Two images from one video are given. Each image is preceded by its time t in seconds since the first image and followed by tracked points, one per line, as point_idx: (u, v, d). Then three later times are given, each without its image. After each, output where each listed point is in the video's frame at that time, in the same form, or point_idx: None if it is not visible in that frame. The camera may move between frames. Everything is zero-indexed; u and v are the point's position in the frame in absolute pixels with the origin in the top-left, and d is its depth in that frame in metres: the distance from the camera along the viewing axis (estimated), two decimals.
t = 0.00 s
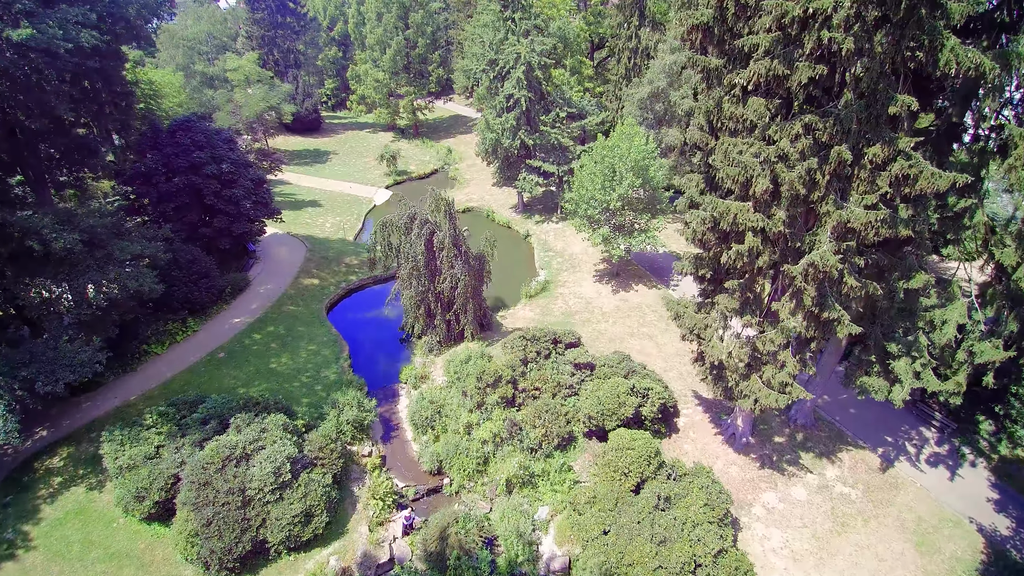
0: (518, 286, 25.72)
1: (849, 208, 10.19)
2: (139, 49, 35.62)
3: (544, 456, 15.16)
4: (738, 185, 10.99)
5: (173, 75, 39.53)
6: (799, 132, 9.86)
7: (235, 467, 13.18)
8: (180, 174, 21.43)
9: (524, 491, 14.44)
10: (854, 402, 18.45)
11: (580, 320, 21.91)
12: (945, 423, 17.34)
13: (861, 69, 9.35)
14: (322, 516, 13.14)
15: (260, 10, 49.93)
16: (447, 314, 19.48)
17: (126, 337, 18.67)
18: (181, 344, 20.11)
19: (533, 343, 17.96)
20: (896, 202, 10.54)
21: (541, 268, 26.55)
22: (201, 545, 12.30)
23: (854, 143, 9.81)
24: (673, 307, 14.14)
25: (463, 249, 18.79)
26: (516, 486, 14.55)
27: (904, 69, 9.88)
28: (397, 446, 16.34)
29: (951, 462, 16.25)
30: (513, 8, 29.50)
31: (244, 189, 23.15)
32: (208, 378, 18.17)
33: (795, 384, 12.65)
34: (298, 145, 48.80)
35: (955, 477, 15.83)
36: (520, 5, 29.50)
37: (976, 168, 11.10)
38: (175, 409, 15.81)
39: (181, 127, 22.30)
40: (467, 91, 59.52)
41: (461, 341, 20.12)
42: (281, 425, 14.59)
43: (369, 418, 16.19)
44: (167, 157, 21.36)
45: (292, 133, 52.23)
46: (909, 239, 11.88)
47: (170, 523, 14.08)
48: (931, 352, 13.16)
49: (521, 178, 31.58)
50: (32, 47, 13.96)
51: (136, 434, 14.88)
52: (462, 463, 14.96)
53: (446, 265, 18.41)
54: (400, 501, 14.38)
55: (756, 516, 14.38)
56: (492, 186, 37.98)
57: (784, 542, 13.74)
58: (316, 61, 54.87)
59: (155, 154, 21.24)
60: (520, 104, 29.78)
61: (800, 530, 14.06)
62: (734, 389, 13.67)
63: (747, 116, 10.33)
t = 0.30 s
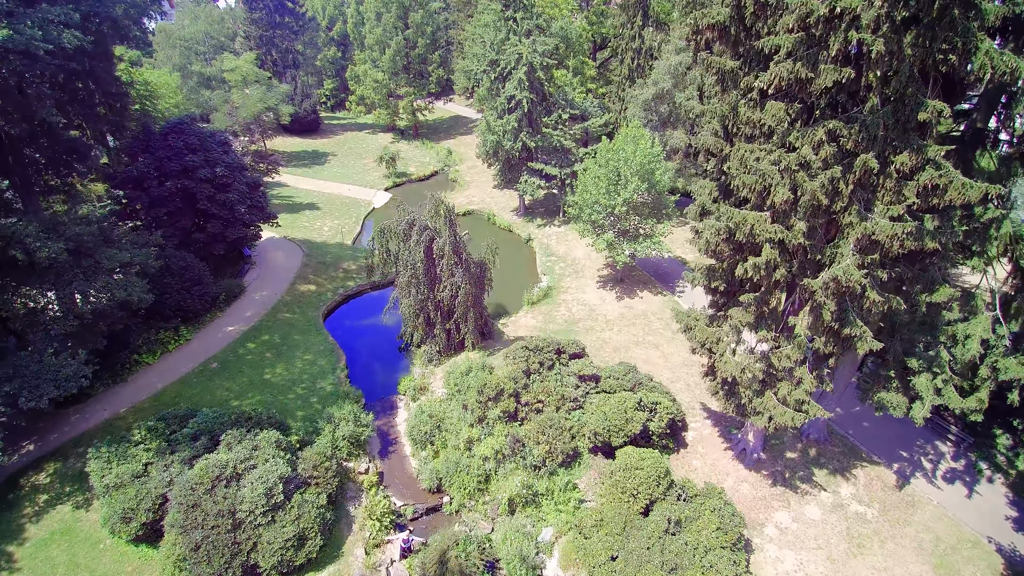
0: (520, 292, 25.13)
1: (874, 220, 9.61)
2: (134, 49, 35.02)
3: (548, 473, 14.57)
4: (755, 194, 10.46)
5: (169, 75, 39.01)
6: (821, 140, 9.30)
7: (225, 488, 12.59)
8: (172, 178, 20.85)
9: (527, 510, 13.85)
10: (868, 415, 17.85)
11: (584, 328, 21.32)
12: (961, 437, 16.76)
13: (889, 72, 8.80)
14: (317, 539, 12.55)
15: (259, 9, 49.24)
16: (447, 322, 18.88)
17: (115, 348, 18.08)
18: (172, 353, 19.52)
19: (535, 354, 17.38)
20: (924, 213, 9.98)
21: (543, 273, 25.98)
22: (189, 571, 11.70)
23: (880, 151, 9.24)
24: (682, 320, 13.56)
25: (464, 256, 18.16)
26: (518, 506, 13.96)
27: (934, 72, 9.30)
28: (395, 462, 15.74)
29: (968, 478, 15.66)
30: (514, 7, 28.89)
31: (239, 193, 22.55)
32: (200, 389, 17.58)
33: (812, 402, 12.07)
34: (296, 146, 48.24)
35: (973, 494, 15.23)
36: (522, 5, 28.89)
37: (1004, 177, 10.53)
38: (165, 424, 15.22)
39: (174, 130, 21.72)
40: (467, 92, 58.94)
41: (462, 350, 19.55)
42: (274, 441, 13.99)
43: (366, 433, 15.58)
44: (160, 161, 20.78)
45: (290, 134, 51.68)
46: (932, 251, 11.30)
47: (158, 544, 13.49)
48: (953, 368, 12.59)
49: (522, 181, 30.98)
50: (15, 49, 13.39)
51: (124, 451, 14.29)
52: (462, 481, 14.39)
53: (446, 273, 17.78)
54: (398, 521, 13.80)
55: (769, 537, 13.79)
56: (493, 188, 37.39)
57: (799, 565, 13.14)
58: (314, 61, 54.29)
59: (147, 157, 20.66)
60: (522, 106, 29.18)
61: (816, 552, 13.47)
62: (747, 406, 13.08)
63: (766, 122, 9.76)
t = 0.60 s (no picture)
0: (523, 298, 24.56)
1: (906, 233, 9.06)
2: (130, 49, 34.46)
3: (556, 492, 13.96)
4: (779, 204, 9.91)
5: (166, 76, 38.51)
6: (852, 148, 8.77)
7: (217, 512, 11.97)
8: (165, 183, 20.24)
9: (534, 532, 13.25)
10: (884, 428, 17.25)
11: (590, 337, 20.72)
12: (981, 452, 16.16)
13: (925, 78, 8.27)
14: (313, 565, 11.95)
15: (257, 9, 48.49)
16: (449, 332, 18.23)
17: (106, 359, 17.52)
18: (166, 364, 18.93)
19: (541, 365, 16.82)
20: (959, 225, 9.41)
21: (546, 279, 25.38)
22: None
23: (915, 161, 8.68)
24: (697, 333, 12.98)
25: (467, 263, 17.49)
26: (524, 527, 13.35)
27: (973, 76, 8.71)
28: (396, 479, 15.14)
29: (990, 495, 15.05)
30: (517, 6, 28.27)
31: (234, 197, 21.92)
32: (193, 402, 16.98)
33: (834, 422, 11.47)
34: (295, 148, 47.66)
35: (996, 512, 14.62)
36: (525, 4, 28.26)
37: None
38: (157, 441, 14.62)
39: (168, 133, 21.09)
40: (468, 92, 58.31)
41: (465, 360, 18.93)
42: (269, 461, 13.38)
43: (365, 449, 14.96)
44: (153, 165, 20.16)
45: (289, 135, 51.11)
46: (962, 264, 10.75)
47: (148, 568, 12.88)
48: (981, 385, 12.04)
49: (525, 184, 30.37)
50: None
51: (113, 469, 13.68)
52: (465, 501, 13.78)
53: (448, 281, 17.11)
54: (399, 544, 13.19)
55: (787, 560, 13.19)
56: (495, 191, 36.76)
57: None
58: (314, 61, 53.64)
59: (140, 161, 20.04)
60: (525, 107, 28.55)
61: None
62: (765, 424, 12.48)
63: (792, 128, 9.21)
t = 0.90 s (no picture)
0: (528, 305, 23.91)
1: (947, 248, 8.44)
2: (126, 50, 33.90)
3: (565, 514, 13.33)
4: (808, 216, 9.31)
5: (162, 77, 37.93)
6: (890, 158, 8.18)
7: (209, 539, 11.32)
8: (158, 188, 19.60)
9: (542, 558, 12.61)
10: (904, 444, 16.57)
11: (597, 347, 20.08)
12: (1004, 469, 15.51)
13: (972, 83, 7.68)
14: None
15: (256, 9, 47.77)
16: (452, 343, 17.56)
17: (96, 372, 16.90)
18: (159, 375, 18.33)
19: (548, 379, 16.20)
20: (1002, 240, 8.80)
21: (551, 285, 24.76)
22: None
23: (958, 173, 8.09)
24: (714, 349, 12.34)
25: (471, 272, 16.75)
26: (533, 552, 12.71)
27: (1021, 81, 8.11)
28: (397, 499, 14.50)
29: (1016, 515, 14.39)
30: (521, 6, 27.61)
31: (230, 202, 21.23)
32: (187, 417, 16.33)
33: (862, 445, 10.83)
34: (294, 149, 47.06)
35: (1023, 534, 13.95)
36: (529, 3, 27.59)
37: None
38: (147, 459, 13.97)
39: (162, 136, 20.44)
40: (470, 93, 57.63)
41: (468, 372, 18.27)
42: (265, 482, 12.74)
43: (365, 468, 14.30)
44: (146, 169, 19.51)
45: (289, 137, 50.49)
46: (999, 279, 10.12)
47: None
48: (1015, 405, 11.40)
49: (528, 187, 29.73)
50: None
51: (101, 491, 13.03)
52: (470, 524, 13.13)
53: (452, 291, 16.39)
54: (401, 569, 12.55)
55: None
56: (497, 194, 36.11)
57: None
58: (313, 61, 53.01)
59: (132, 165, 19.40)
60: (529, 109, 27.90)
61: None
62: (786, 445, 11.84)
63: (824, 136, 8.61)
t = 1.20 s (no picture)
0: (534, 312, 23.31)
1: (998, 267, 7.82)
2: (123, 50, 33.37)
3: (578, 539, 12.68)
4: (846, 230, 8.73)
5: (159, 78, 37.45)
6: (939, 169, 7.59)
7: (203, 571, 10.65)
8: (153, 193, 18.95)
9: None
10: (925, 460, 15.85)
11: (606, 357, 19.44)
12: None
13: None
14: None
15: (255, 8, 47.20)
16: (458, 355, 16.89)
17: (87, 386, 16.26)
18: (153, 389, 17.69)
19: (558, 393, 15.57)
20: None
21: (558, 292, 24.12)
22: None
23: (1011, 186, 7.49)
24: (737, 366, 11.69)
25: (478, 282, 16.03)
26: None
27: None
28: (401, 521, 13.85)
29: None
30: (526, 5, 26.95)
31: (227, 208, 20.54)
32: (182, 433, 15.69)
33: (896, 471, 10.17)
34: (294, 151, 46.45)
35: None
36: (535, 2, 26.94)
37: None
38: (139, 481, 13.31)
39: (157, 139, 19.77)
40: (472, 94, 57.00)
41: (474, 385, 17.62)
42: (262, 507, 12.09)
43: (368, 489, 13.63)
44: (140, 173, 18.86)
45: (288, 138, 49.89)
46: None
47: None
48: None
49: (533, 190, 29.09)
50: None
51: (90, 515, 12.36)
52: (479, 550, 12.48)
53: (458, 302, 15.68)
54: None
55: None
56: (500, 196, 35.48)
57: None
58: (313, 62, 52.41)
59: (126, 170, 18.75)
60: (534, 111, 27.26)
61: None
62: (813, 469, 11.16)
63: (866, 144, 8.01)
